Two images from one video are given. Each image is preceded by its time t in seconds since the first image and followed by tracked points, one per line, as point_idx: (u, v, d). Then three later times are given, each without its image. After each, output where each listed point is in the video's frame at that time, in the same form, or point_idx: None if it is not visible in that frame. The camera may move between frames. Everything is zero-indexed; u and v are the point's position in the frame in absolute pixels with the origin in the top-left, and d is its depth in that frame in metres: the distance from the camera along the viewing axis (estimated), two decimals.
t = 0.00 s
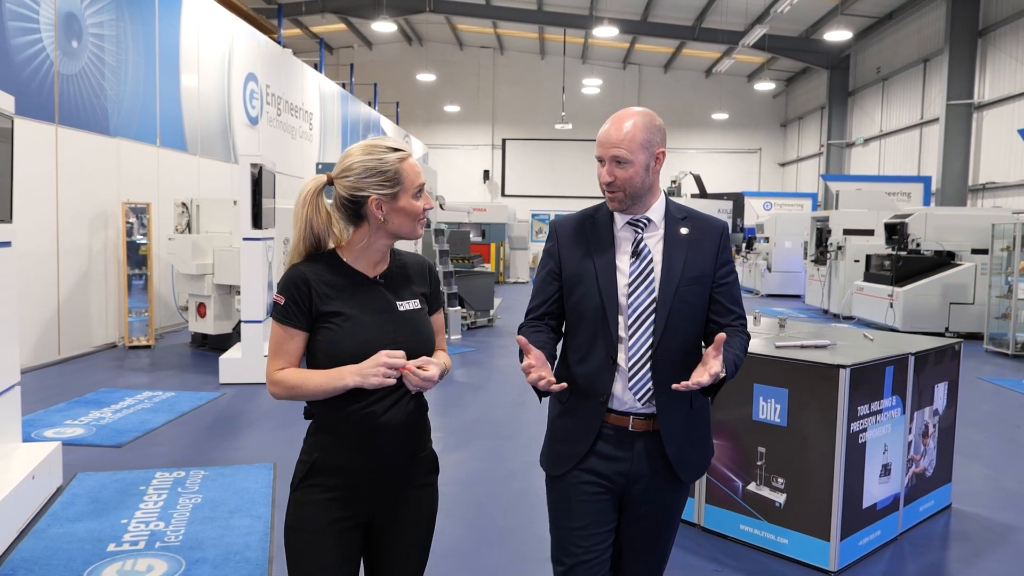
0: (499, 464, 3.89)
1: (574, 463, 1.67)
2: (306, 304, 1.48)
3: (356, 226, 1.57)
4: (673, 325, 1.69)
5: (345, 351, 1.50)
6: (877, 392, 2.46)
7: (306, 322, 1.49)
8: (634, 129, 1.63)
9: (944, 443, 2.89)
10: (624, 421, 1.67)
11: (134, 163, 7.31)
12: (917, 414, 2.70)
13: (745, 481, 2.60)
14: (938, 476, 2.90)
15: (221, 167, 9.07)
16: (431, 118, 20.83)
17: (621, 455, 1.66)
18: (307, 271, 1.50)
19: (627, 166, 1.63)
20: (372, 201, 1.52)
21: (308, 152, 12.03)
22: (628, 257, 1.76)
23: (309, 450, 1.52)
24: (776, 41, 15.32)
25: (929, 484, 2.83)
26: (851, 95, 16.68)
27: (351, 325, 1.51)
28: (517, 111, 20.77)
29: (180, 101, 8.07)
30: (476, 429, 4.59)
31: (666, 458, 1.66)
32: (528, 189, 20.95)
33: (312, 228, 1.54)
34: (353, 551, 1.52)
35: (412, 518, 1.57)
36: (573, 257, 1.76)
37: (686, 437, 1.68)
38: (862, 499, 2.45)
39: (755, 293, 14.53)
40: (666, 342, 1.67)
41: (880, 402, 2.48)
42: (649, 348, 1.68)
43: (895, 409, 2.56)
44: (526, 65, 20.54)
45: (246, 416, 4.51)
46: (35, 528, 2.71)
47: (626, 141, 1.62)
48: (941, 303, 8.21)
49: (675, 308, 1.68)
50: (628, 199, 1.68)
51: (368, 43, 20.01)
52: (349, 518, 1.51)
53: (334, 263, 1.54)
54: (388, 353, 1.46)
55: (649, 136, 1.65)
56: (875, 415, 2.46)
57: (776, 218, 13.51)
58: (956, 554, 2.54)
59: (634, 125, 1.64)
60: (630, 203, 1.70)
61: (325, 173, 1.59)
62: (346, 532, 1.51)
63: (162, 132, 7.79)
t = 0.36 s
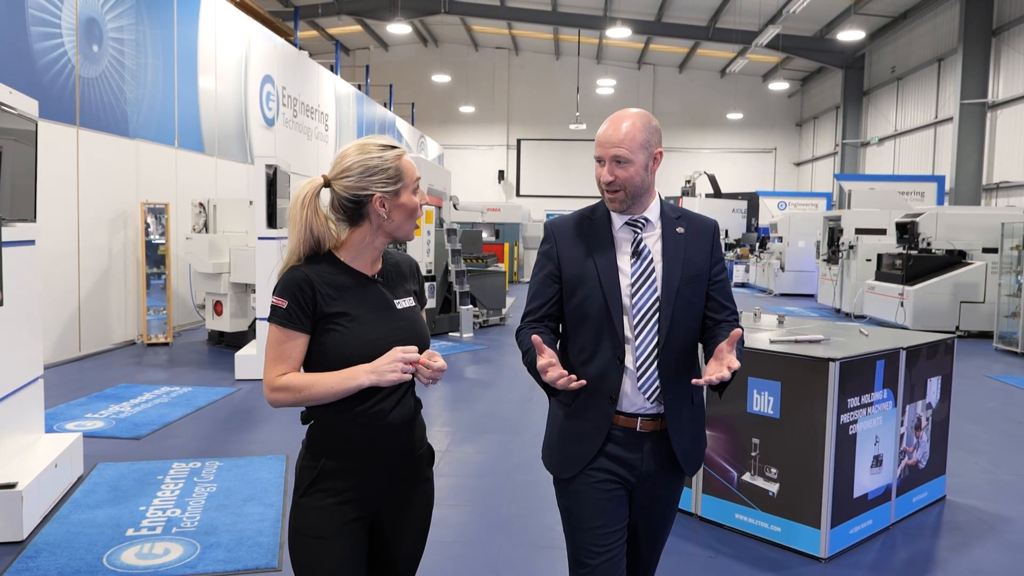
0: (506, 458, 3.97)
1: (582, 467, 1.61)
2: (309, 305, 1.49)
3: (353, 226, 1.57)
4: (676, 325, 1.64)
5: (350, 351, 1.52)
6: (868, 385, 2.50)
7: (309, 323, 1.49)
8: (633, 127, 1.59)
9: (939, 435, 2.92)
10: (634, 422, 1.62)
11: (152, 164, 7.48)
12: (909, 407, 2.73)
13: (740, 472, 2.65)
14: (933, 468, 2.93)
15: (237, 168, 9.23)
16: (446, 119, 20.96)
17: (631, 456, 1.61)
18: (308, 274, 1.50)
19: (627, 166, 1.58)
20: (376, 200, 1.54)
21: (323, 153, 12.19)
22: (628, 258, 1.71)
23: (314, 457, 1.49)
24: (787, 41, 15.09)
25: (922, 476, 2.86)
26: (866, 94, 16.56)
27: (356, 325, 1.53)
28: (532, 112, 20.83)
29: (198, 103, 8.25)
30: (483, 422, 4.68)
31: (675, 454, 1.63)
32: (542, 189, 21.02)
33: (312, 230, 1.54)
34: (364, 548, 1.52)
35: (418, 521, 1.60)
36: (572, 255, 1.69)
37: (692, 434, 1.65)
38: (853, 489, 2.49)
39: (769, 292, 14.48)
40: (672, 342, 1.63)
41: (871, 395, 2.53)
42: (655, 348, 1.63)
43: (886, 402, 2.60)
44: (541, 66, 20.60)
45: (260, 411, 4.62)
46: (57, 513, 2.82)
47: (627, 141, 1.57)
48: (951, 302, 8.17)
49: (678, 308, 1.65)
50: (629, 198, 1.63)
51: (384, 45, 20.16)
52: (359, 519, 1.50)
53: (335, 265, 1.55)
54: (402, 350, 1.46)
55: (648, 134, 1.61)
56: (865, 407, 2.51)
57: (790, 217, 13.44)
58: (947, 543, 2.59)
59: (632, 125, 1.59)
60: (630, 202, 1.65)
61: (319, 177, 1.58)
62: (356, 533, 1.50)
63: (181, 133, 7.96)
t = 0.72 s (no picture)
0: (510, 453, 4.06)
1: (582, 466, 1.61)
2: (299, 308, 1.53)
3: (343, 226, 1.62)
4: (669, 323, 1.67)
5: (342, 352, 1.56)
6: (854, 375, 2.58)
7: (300, 326, 1.54)
8: (620, 125, 1.62)
9: (927, 426, 3.01)
10: (627, 421, 1.64)
11: (163, 170, 7.64)
12: (895, 398, 2.81)
13: (733, 461, 2.74)
14: (921, 457, 3.02)
15: (246, 172, 9.38)
16: (454, 122, 21.09)
17: (627, 456, 1.63)
18: (300, 279, 1.55)
19: (613, 163, 1.61)
20: (371, 205, 1.58)
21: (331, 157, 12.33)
22: (620, 256, 1.73)
23: (312, 459, 1.53)
24: (793, 41, 15.18)
25: (910, 465, 2.95)
26: (870, 93, 16.54)
27: (346, 325, 1.58)
28: (539, 115, 20.93)
29: (207, 110, 8.40)
30: (487, 418, 4.79)
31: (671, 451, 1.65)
32: (549, 191, 21.12)
33: (302, 229, 1.58)
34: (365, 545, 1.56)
35: (419, 518, 1.62)
36: (563, 254, 1.71)
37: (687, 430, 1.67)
38: (840, 477, 2.58)
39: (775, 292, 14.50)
40: (666, 338, 1.65)
41: (857, 386, 2.60)
42: (649, 345, 1.66)
43: (872, 393, 2.68)
44: (547, 68, 20.69)
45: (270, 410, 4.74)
46: (77, 508, 2.95)
47: (613, 138, 1.60)
48: (951, 300, 8.20)
49: (671, 304, 1.67)
50: (615, 196, 1.65)
51: (392, 49, 20.31)
52: (358, 517, 1.54)
53: (325, 268, 1.59)
54: (395, 349, 1.50)
55: (635, 133, 1.63)
56: (852, 398, 2.58)
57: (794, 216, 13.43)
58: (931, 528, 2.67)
59: (618, 122, 1.62)
60: (618, 200, 1.67)
61: (312, 177, 1.62)
62: (357, 531, 1.54)
63: (190, 139, 8.11)
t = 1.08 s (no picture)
0: (503, 439, 4.16)
1: (572, 458, 1.67)
2: (304, 305, 1.59)
3: (348, 223, 1.67)
4: (661, 321, 1.68)
5: (344, 348, 1.62)
6: (830, 362, 2.72)
7: (304, 322, 1.59)
8: (614, 125, 1.61)
9: (901, 411, 3.20)
10: (617, 413, 1.66)
11: (162, 162, 7.71)
12: (872, 384, 2.98)
13: (715, 445, 2.88)
14: (895, 441, 3.23)
15: (245, 165, 9.45)
16: (452, 113, 21.08)
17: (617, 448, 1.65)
18: (306, 276, 1.60)
19: (609, 168, 1.62)
20: (373, 203, 1.63)
21: (330, 149, 12.38)
22: (615, 253, 1.74)
23: (310, 452, 1.57)
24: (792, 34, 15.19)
25: (885, 449, 3.16)
26: (866, 85, 16.57)
27: (349, 322, 1.63)
28: (538, 106, 20.94)
29: (205, 102, 8.46)
30: (482, 406, 4.90)
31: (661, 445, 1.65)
32: (548, 183, 21.15)
33: (308, 225, 1.63)
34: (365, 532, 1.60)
35: (418, 510, 1.62)
36: (559, 252, 1.73)
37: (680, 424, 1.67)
38: (816, 460, 2.74)
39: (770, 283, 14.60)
40: (657, 337, 1.66)
41: (833, 372, 2.75)
42: (640, 342, 1.67)
43: (848, 379, 2.83)
44: (546, 59, 20.68)
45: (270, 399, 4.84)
46: (84, 491, 3.05)
47: (609, 141, 1.60)
48: (941, 290, 8.30)
49: (663, 302, 1.68)
50: (612, 197, 1.66)
51: (391, 40, 20.27)
52: (357, 507, 1.57)
53: (330, 264, 1.64)
54: (398, 343, 1.56)
55: (630, 133, 1.63)
56: (828, 384, 2.73)
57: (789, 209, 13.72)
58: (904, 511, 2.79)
59: (613, 122, 1.62)
60: (613, 201, 1.68)
61: (319, 173, 1.67)
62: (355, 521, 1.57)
63: (189, 132, 8.18)
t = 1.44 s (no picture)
0: (495, 433, 4.22)
1: (584, 460, 1.57)
2: (333, 304, 1.54)
3: (374, 225, 1.61)
4: (679, 322, 1.56)
5: (372, 349, 1.56)
6: (805, 356, 2.81)
7: (333, 320, 1.55)
8: (648, 113, 1.51)
9: (878, 403, 3.28)
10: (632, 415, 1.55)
11: (158, 160, 7.75)
12: (847, 377, 3.06)
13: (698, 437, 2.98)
14: (872, 432, 3.31)
15: (240, 162, 9.49)
16: (447, 111, 21.13)
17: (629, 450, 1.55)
18: (335, 275, 1.56)
19: (654, 152, 1.51)
20: (396, 203, 1.56)
21: (325, 147, 12.42)
22: (633, 251, 1.62)
23: (338, 453, 1.52)
24: (783, 32, 15.33)
25: (862, 440, 3.25)
26: (857, 84, 16.69)
27: (378, 323, 1.57)
28: (533, 104, 21.03)
29: (201, 100, 8.49)
30: (473, 400, 4.97)
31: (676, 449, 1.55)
32: (543, 180, 21.22)
33: (337, 227, 1.58)
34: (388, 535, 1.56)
35: (446, 511, 1.54)
36: (577, 248, 1.63)
37: (699, 429, 1.56)
38: (793, 451, 2.83)
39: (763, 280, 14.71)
40: (674, 338, 1.55)
41: (808, 365, 2.83)
42: (656, 342, 1.56)
43: (823, 372, 2.92)
44: (541, 57, 20.75)
45: (264, 393, 4.89)
46: (79, 482, 3.11)
47: (653, 128, 1.49)
48: (927, 286, 8.41)
49: (681, 303, 1.56)
50: (654, 186, 1.56)
51: (386, 38, 20.31)
52: (380, 512, 1.52)
53: (359, 265, 1.59)
54: (425, 344, 1.50)
55: (662, 118, 1.53)
56: (804, 376, 2.81)
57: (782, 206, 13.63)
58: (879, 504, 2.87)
59: (645, 111, 1.51)
60: (651, 192, 1.59)
61: (344, 175, 1.62)
62: (379, 524, 1.53)
63: (184, 130, 8.21)
